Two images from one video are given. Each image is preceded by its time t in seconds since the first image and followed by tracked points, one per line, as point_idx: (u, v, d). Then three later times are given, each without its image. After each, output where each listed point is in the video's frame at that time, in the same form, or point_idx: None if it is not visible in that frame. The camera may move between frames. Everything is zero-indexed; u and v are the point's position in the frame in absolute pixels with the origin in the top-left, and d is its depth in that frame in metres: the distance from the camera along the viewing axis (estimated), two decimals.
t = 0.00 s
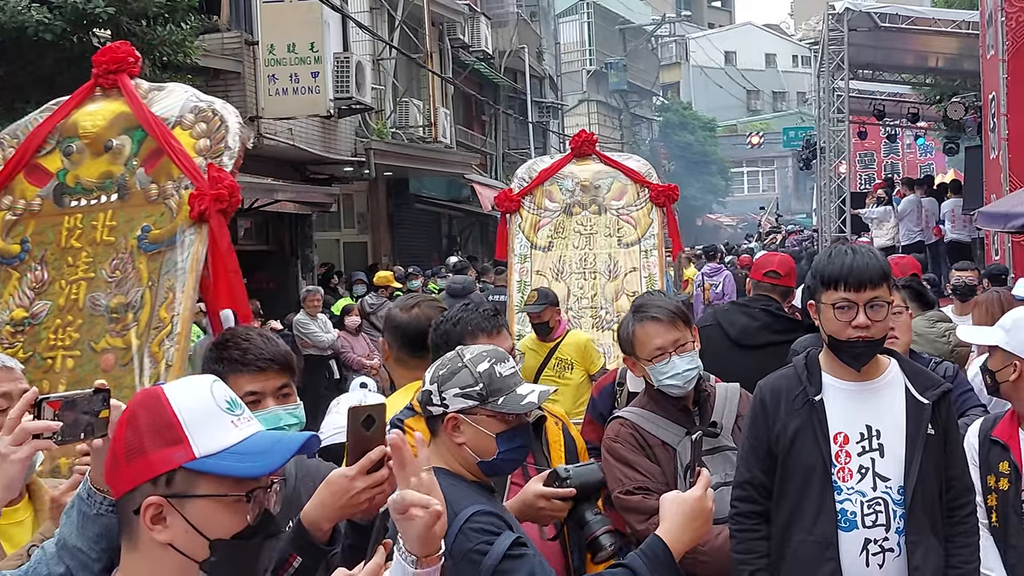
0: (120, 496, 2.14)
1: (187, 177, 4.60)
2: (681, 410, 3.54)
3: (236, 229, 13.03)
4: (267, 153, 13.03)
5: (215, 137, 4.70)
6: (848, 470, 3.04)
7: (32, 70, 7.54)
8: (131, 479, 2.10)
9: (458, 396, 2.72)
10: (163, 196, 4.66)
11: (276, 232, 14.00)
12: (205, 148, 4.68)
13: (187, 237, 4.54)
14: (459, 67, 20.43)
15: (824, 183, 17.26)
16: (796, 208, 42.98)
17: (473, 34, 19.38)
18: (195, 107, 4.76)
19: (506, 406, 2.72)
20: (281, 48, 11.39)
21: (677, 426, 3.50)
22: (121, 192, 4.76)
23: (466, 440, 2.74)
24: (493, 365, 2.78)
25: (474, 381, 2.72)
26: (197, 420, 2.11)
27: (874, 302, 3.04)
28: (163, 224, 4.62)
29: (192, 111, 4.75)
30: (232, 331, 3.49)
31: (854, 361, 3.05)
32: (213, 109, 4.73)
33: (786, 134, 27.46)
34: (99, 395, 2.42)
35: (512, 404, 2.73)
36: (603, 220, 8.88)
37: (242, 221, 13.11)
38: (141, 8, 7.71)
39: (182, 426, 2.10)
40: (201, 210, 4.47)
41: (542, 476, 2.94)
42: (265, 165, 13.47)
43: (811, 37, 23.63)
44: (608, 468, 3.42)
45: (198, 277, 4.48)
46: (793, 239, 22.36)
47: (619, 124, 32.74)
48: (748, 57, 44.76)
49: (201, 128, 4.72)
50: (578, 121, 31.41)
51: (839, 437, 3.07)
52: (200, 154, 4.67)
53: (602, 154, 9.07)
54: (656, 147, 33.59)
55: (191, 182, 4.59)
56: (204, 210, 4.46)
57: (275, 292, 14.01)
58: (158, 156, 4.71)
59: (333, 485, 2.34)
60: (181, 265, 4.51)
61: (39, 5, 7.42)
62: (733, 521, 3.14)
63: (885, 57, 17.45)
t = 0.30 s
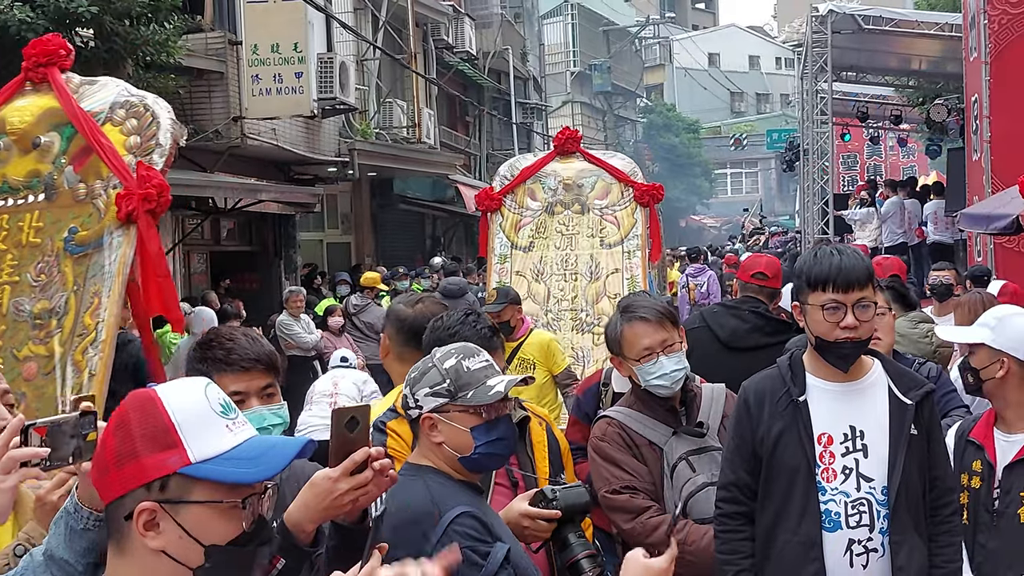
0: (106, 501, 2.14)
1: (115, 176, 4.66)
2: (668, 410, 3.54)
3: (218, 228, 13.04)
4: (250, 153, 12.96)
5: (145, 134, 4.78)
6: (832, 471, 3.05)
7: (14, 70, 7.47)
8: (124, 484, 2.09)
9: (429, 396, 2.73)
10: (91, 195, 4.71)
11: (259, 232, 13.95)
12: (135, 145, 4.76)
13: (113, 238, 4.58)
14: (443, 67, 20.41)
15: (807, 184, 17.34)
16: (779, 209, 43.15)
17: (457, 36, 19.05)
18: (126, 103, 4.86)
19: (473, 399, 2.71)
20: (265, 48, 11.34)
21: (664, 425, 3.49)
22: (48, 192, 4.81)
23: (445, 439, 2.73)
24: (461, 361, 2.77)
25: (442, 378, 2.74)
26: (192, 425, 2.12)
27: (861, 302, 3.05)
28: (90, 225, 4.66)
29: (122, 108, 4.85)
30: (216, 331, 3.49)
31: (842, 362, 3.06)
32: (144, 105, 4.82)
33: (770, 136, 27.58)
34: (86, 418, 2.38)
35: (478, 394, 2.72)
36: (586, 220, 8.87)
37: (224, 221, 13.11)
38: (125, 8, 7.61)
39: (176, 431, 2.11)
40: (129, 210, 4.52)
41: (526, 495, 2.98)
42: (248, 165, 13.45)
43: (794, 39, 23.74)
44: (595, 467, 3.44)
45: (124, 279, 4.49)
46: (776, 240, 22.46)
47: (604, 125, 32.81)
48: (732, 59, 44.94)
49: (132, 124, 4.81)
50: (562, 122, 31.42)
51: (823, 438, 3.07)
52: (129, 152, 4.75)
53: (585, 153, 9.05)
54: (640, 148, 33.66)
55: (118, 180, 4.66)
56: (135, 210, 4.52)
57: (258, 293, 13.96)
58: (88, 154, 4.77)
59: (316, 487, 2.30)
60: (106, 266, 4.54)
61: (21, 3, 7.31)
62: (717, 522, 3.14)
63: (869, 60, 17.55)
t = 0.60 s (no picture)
0: (152, 513, 2.03)
1: (46, 177, 4.14)
2: (664, 412, 3.53)
3: (213, 231, 13.05)
4: (244, 155, 12.95)
5: (78, 134, 4.33)
6: (828, 475, 3.06)
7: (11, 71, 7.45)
8: (175, 488, 1.99)
9: (424, 398, 2.76)
10: (20, 199, 4.16)
11: (254, 235, 13.93)
12: (68, 147, 4.29)
13: (44, 244, 4.04)
14: (438, 71, 20.44)
15: (801, 188, 17.40)
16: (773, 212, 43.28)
17: (452, 38, 19.23)
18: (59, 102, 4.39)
19: (467, 399, 2.73)
20: (260, 50, 11.33)
21: (660, 427, 3.50)
22: None
23: (443, 440, 2.75)
24: (455, 362, 2.80)
25: (436, 380, 2.76)
26: (235, 419, 2.05)
27: (858, 305, 3.07)
28: (16, 230, 4.09)
29: (54, 108, 4.37)
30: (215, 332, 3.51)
31: (839, 365, 3.07)
32: (77, 105, 4.38)
33: (764, 139, 27.67)
34: (59, 471, 2.30)
35: (473, 394, 2.73)
36: (571, 222, 8.57)
37: (218, 223, 13.11)
38: (121, 10, 7.54)
39: (220, 426, 2.03)
40: (58, 215, 3.99)
41: (523, 495, 2.96)
42: (243, 167, 13.47)
43: (788, 43, 23.83)
44: (593, 470, 3.46)
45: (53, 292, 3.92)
46: (770, 243, 22.52)
47: (598, 128, 32.90)
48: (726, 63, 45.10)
49: (65, 125, 4.34)
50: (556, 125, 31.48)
51: (819, 442, 3.08)
52: (61, 154, 4.27)
53: (571, 153, 8.76)
54: (635, 151, 33.78)
55: (50, 183, 4.14)
56: (61, 215, 3.97)
57: (253, 296, 13.91)
58: (16, 154, 4.21)
59: (315, 489, 2.28)
60: (33, 275, 3.97)
61: (16, 5, 7.27)
62: (714, 526, 3.15)
63: (863, 63, 17.61)
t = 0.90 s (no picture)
0: (228, 511, 1.93)
1: None
2: (659, 414, 3.54)
3: (206, 234, 13.04)
4: (237, 158, 12.93)
5: None
6: (823, 478, 3.07)
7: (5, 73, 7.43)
8: (255, 481, 1.91)
9: (423, 397, 2.78)
10: None
11: (247, 239, 13.92)
12: None
13: None
14: (431, 75, 20.46)
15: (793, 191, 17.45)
16: (765, 216, 43.41)
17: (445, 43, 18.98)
18: None
19: (462, 397, 2.75)
20: (253, 54, 11.32)
21: (656, 430, 3.50)
22: None
23: (439, 439, 2.76)
24: (453, 361, 2.82)
25: (433, 379, 2.79)
26: (304, 409, 1.99)
27: (854, 309, 3.09)
28: None
29: None
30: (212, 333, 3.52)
31: (835, 368, 3.08)
32: None
33: (757, 143, 27.75)
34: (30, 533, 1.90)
35: (471, 394, 2.75)
36: (555, 224, 7.49)
37: (211, 227, 13.10)
38: (114, 13, 7.50)
39: (293, 418, 1.96)
40: None
41: (520, 497, 2.97)
42: (236, 170, 13.45)
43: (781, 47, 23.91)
44: (588, 471, 3.46)
45: None
46: (763, 247, 22.59)
47: (590, 132, 32.96)
48: (719, 67, 45.20)
49: None
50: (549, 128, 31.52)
51: (814, 445, 3.09)
52: None
53: (557, 152, 7.71)
54: (628, 155, 33.89)
55: None
56: None
57: (246, 299, 13.92)
58: None
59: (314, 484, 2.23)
60: None
61: (10, 8, 7.24)
62: (710, 529, 3.16)
63: (855, 68, 17.67)
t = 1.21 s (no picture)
0: (307, 500, 1.93)
1: None
2: (653, 417, 3.54)
3: (200, 240, 13.03)
4: (232, 163, 12.92)
5: None
6: (818, 484, 3.06)
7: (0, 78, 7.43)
8: (342, 468, 1.93)
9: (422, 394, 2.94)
10: None
11: (241, 244, 13.92)
12: None
13: None
14: (426, 80, 20.48)
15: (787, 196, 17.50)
16: (760, 221, 43.48)
17: (440, 47, 19.16)
18: None
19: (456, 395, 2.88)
20: (248, 59, 11.31)
21: (649, 434, 3.50)
22: None
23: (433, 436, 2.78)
24: (453, 363, 2.96)
25: (433, 379, 2.94)
26: (374, 399, 2.03)
27: (851, 314, 3.08)
28: None
29: None
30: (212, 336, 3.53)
31: (831, 373, 3.08)
32: None
33: (751, 148, 27.81)
34: None
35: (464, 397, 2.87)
36: (535, 231, 7.28)
37: (206, 232, 13.10)
38: (109, 18, 7.50)
39: (369, 408, 2.01)
40: None
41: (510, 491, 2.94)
42: (231, 175, 13.45)
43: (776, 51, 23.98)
44: (582, 474, 3.46)
45: None
46: (758, 252, 22.63)
47: (585, 137, 32.98)
48: (713, 72, 45.27)
49: None
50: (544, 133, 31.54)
51: (809, 451, 3.09)
52: None
53: (540, 155, 7.43)
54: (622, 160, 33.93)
55: None
56: None
57: (240, 305, 13.88)
58: None
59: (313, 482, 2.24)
60: None
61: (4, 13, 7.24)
62: (704, 535, 3.15)
63: (849, 73, 17.72)
